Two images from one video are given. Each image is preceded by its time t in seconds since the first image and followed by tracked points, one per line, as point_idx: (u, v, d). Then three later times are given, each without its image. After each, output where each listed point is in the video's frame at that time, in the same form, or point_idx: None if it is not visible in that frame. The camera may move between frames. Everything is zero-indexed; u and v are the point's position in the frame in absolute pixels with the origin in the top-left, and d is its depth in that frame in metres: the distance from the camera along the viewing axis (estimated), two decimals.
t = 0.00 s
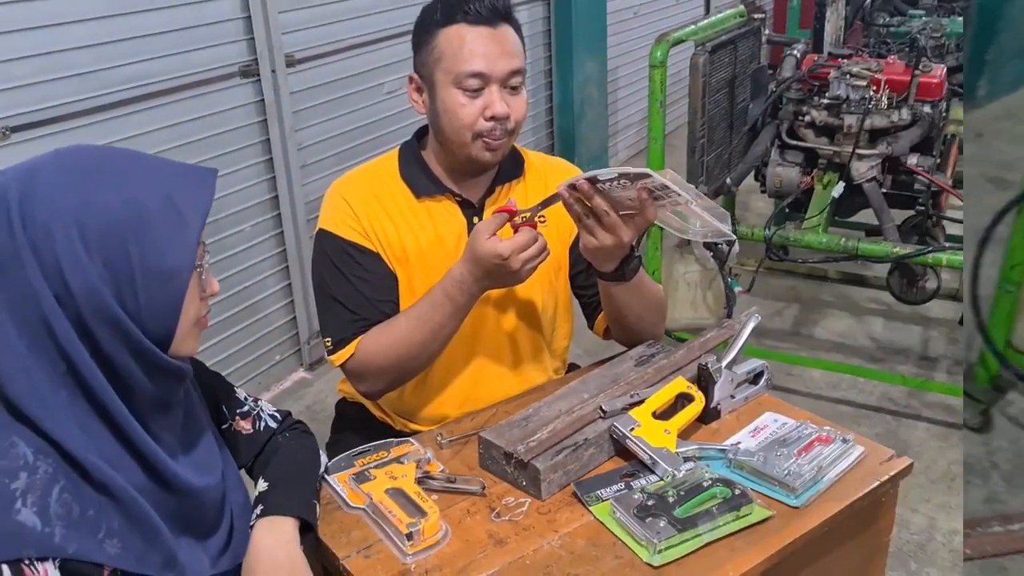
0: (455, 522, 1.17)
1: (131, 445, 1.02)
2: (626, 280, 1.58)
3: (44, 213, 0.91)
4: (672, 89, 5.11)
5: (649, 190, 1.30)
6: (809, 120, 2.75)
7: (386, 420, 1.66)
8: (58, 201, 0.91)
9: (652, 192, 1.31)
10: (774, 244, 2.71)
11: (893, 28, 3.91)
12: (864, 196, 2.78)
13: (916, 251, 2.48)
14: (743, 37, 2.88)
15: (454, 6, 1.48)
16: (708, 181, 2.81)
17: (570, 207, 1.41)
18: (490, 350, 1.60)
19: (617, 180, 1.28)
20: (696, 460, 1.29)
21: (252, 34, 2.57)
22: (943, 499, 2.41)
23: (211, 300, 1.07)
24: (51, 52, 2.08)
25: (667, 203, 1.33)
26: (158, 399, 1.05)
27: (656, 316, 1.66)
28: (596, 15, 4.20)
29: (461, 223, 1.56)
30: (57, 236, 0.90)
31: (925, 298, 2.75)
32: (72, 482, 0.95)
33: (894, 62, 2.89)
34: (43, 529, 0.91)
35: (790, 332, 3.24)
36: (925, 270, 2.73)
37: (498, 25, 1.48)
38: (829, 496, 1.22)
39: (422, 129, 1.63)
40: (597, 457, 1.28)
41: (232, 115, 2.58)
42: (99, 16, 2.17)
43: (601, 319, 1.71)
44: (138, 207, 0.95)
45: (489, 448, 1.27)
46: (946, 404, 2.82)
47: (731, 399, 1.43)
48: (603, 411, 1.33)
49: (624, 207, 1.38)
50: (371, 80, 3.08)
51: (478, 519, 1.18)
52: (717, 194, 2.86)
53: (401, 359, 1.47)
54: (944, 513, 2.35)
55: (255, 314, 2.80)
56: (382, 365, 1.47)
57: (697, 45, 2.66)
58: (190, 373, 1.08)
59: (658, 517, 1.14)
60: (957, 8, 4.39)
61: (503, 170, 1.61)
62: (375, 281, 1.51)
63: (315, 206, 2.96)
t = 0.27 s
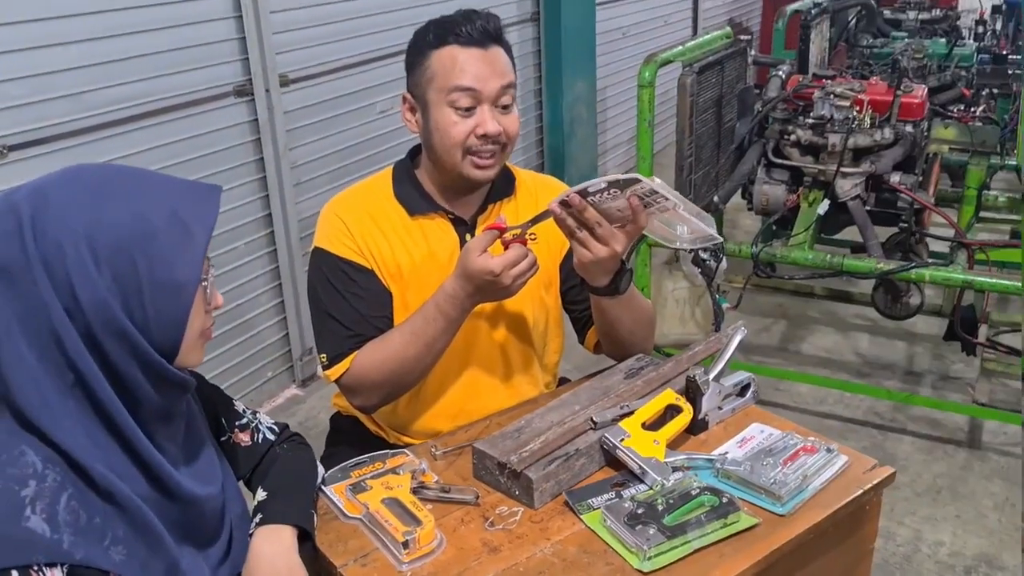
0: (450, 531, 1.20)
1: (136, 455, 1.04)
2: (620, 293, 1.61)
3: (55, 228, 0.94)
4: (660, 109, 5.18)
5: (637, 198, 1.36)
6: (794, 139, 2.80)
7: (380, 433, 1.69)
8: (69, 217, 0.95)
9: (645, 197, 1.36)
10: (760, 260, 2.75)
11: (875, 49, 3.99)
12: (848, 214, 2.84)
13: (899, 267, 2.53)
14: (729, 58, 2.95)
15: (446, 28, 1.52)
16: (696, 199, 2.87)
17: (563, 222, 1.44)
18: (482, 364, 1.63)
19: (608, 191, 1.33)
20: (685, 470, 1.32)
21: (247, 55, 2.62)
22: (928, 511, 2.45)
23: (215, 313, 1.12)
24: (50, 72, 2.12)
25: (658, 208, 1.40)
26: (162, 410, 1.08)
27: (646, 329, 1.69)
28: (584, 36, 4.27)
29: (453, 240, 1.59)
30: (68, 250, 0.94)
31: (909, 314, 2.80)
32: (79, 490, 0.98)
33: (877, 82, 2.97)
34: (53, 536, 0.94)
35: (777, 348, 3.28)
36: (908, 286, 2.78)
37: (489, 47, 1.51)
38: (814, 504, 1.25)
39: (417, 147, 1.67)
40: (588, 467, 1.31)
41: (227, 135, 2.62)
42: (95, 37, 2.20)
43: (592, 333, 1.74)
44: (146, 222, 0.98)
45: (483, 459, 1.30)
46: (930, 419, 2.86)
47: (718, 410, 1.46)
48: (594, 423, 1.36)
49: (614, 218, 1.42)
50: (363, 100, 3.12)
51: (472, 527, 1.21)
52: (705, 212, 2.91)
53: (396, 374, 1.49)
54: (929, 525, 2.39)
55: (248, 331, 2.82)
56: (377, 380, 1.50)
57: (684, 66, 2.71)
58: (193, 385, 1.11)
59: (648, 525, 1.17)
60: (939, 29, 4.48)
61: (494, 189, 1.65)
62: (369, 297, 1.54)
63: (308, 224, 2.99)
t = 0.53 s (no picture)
0: (447, 542, 1.21)
1: (138, 468, 1.06)
2: (617, 308, 1.62)
3: (61, 242, 0.95)
4: (653, 125, 5.22)
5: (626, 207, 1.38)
6: (786, 155, 2.84)
7: (377, 446, 1.69)
8: (75, 231, 0.96)
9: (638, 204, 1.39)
10: (753, 274, 2.77)
11: (865, 66, 4.04)
12: (840, 228, 2.87)
13: (891, 281, 2.55)
14: (722, 75, 2.99)
15: (436, 47, 1.53)
16: (689, 214, 2.91)
17: (556, 242, 1.45)
18: (479, 378, 1.64)
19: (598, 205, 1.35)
20: (680, 482, 1.33)
21: (244, 72, 2.64)
22: (921, 524, 2.46)
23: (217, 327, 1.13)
24: (49, 88, 2.13)
25: (647, 215, 1.43)
26: (164, 423, 1.09)
27: (640, 343, 1.71)
28: (577, 53, 4.31)
29: (449, 254, 1.61)
30: (74, 263, 0.95)
31: (901, 327, 2.82)
32: (81, 501, 0.99)
33: (867, 99, 3.01)
34: (55, 546, 0.95)
35: (770, 362, 3.30)
36: (900, 300, 2.81)
37: (479, 64, 1.53)
38: (807, 515, 1.27)
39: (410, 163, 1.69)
40: (584, 479, 1.32)
41: (224, 150, 2.63)
42: (93, 54, 2.22)
43: (587, 347, 1.76)
44: (150, 236, 1.00)
45: (480, 471, 1.31)
46: (923, 432, 2.88)
47: (712, 422, 1.48)
48: (589, 435, 1.37)
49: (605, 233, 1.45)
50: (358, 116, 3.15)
51: (470, 539, 1.22)
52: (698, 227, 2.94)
53: (394, 389, 1.50)
54: (922, 538, 2.40)
55: (243, 345, 2.83)
56: (376, 394, 1.51)
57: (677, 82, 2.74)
58: (194, 398, 1.12)
59: (643, 536, 1.19)
60: (928, 46, 4.53)
61: (489, 203, 1.66)
62: (367, 312, 1.56)
63: (304, 239, 3.00)
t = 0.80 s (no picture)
0: (446, 551, 1.22)
1: (139, 477, 1.06)
2: (619, 321, 1.64)
3: (63, 253, 0.96)
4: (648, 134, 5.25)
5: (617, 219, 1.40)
6: (780, 165, 2.86)
7: (374, 455, 1.69)
8: (77, 242, 0.97)
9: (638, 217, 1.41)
10: (748, 284, 2.78)
11: (859, 77, 4.07)
12: (834, 238, 2.89)
13: (884, 290, 2.57)
14: (716, 85, 3.01)
15: (434, 60, 1.55)
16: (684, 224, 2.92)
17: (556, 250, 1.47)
18: (477, 388, 1.65)
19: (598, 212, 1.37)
20: (677, 490, 1.34)
21: (241, 82, 2.65)
22: (915, 532, 2.47)
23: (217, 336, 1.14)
24: (48, 98, 2.14)
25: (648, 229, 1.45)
26: (165, 432, 1.10)
27: (640, 352, 1.72)
28: (571, 63, 4.34)
29: (445, 263, 1.62)
30: (75, 274, 0.96)
31: (894, 336, 2.84)
32: (83, 510, 0.99)
33: (860, 109, 3.03)
34: (57, 555, 0.96)
35: (765, 370, 3.31)
36: (894, 309, 2.82)
37: (477, 77, 1.55)
38: (804, 523, 1.28)
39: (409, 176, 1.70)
40: (583, 487, 1.33)
41: (221, 159, 2.64)
42: (91, 64, 2.23)
43: (586, 355, 1.77)
44: (152, 246, 1.00)
45: (478, 479, 1.32)
46: (917, 440, 2.90)
47: (709, 430, 1.49)
48: (588, 443, 1.38)
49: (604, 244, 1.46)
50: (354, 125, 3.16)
51: (469, 547, 1.23)
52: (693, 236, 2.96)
53: (396, 400, 1.51)
54: (917, 545, 2.42)
55: (239, 354, 2.83)
56: (378, 403, 1.51)
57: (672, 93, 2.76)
58: (195, 406, 1.12)
59: (641, 544, 1.19)
60: (920, 57, 4.57)
61: (486, 214, 1.67)
62: (366, 322, 1.56)
63: (300, 248, 3.01)
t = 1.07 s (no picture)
0: (444, 554, 1.21)
1: (134, 480, 1.05)
2: (619, 321, 1.64)
3: (59, 253, 0.95)
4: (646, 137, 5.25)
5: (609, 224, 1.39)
6: (777, 168, 2.86)
7: (372, 458, 1.69)
8: (73, 243, 0.96)
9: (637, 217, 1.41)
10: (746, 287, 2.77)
11: (856, 80, 4.08)
12: (831, 241, 2.89)
13: (882, 293, 2.57)
14: (714, 88, 3.01)
15: (432, 61, 1.55)
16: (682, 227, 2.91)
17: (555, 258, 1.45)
18: (479, 395, 1.65)
19: (596, 216, 1.37)
20: (676, 492, 1.34)
21: (239, 83, 2.64)
22: (913, 535, 2.47)
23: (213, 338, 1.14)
24: (45, 98, 2.13)
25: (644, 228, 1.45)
26: (161, 433, 1.09)
27: (639, 356, 1.72)
28: (569, 66, 4.35)
29: (445, 266, 1.61)
30: (71, 275, 0.95)
31: (892, 339, 2.84)
32: (78, 512, 0.99)
33: (858, 113, 3.04)
34: (52, 558, 0.95)
35: (762, 373, 3.31)
36: (891, 312, 2.82)
37: (474, 77, 1.54)
38: (803, 526, 1.27)
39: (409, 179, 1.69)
40: (581, 489, 1.32)
41: (218, 161, 2.63)
42: (88, 65, 2.22)
43: (584, 357, 1.76)
44: (149, 247, 1.00)
45: (476, 482, 1.31)
46: (914, 443, 2.90)
47: (707, 433, 1.48)
48: (586, 446, 1.37)
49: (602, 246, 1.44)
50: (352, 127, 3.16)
51: (466, 550, 1.22)
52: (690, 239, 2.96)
53: (400, 407, 1.50)
54: (914, 549, 2.41)
55: (236, 357, 2.82)
56: (384, 415, 1.51)
57: (669, 96, 2.76)
58: (191, 408, 1.12)
59: (640, 547, 1.18)
60: (917, 61, 4.57)
61: (485, 217, 1.67)
62: (367, 328, 1.56)
63: (297, 250, 3.00)
